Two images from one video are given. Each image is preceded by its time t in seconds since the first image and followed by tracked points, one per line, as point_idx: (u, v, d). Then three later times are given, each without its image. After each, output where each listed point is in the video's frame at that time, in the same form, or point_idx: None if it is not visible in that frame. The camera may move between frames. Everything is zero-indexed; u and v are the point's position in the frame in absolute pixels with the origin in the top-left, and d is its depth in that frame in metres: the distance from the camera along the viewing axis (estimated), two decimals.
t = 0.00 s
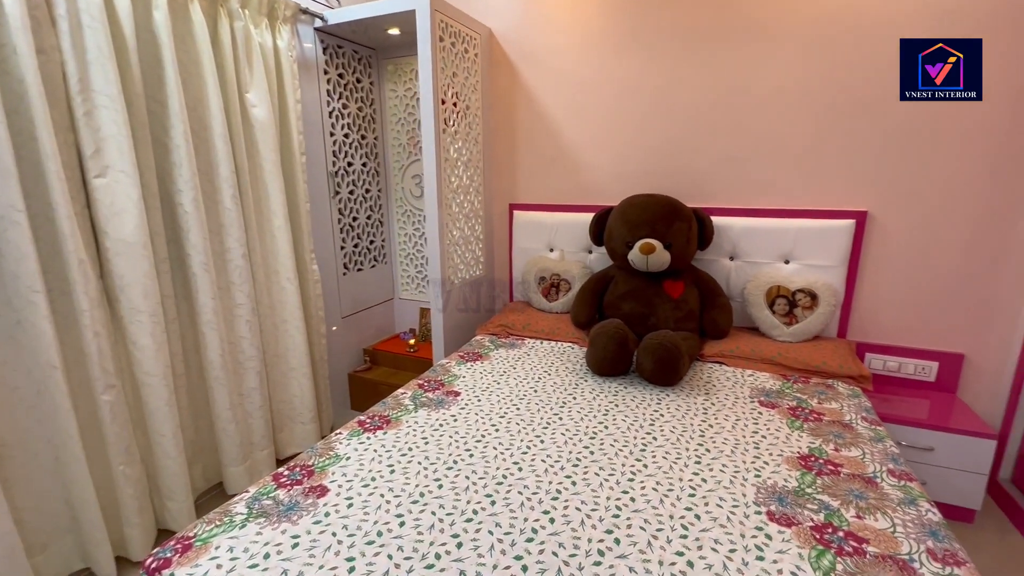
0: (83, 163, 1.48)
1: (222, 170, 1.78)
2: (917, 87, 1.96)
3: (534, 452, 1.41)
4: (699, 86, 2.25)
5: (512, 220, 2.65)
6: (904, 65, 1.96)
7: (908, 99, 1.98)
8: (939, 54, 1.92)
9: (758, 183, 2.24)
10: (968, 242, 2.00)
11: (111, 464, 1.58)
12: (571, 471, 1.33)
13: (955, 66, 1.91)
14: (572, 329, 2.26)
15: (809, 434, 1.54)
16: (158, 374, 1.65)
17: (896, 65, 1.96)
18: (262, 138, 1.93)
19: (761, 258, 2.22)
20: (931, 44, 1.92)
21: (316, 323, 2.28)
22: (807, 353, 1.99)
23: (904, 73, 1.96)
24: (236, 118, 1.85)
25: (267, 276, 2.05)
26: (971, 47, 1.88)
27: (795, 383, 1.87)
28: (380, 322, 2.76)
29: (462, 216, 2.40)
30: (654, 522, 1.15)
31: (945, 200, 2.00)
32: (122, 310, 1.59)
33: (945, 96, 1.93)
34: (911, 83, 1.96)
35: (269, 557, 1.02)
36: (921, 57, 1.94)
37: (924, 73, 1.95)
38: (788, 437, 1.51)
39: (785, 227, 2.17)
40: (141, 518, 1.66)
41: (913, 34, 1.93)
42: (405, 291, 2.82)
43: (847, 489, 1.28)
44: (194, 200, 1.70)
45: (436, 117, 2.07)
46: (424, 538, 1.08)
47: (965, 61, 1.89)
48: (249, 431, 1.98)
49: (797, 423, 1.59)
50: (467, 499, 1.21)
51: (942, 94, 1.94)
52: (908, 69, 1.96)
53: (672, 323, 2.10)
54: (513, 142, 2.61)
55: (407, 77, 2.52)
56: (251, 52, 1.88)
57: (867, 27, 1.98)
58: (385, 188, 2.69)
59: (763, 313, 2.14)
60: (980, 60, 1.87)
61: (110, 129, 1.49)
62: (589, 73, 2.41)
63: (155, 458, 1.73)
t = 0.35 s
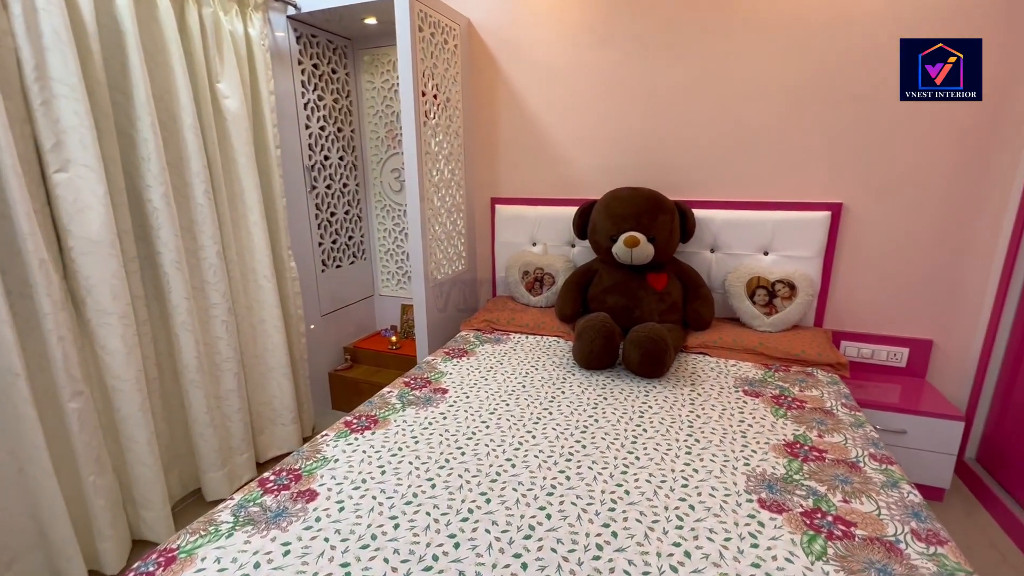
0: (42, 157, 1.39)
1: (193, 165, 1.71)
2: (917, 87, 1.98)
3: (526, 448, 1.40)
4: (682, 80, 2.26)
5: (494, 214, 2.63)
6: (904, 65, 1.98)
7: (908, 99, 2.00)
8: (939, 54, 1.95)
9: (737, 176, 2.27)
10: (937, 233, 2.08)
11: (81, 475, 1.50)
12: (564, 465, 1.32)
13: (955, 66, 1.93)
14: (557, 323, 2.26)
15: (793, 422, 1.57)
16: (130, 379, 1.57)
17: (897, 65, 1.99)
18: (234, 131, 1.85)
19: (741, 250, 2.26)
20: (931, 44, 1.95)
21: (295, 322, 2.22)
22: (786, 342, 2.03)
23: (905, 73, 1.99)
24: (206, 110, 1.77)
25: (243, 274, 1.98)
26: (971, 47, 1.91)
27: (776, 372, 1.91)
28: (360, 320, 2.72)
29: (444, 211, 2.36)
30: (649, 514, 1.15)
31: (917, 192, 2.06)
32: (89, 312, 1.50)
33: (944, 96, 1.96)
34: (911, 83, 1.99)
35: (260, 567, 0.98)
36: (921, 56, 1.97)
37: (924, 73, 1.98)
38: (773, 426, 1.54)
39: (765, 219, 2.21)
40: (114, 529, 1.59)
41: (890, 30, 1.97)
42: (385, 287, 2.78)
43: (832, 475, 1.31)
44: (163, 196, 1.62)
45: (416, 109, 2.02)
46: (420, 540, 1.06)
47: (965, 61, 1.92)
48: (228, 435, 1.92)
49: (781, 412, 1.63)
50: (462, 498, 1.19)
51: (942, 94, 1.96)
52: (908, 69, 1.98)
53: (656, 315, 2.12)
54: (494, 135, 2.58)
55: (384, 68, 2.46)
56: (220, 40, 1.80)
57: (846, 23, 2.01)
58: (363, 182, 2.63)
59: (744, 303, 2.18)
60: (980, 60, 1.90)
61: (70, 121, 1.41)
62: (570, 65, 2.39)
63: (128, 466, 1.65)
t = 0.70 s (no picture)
0: (11, 151, 1.33)
1: (172, 160, 1.65)
2: (917, 87, 2.01)
3: (523, 443, 1.39)
4: (671, 74, 2.26)
5: (482, 208, 2.61)
6: (905, 65, 2.00)
7: (908, 99, 2.03)
8: (939, 54, 1.97)
9: (724, 169, 2.29)
10: (917, 225, 2.13)
11: (59, 483, 1.44)
12: (562, 460, 1.32)
13: (956, 66, 1.96)
14: (548, 318, 2.26)
15: (784, 411, 1.59)
16: (109, 382, 1.51)
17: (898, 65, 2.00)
18: (214, 124, 1.80)
19: (728, 243, 2.28)
20: (931, 44, 1.97)
21: (280, 321, 2.17)
22: (774, 333, 2.06)
23: (905, 73, 2.01)
24: (184, 102, 1.71)
25: (226, 272, 1.92)
26: (971, 47, 1.93)
27: (765, 362, 1.93)
28: (346, 317, 2.69)
29: (431, 206, 2.33)
30: (649, 506, 1.15)
31: (898, 184, 2.11)
32: (65, 314, 1.44)
33: (945, 96, 1.99)
34: (911, 83, 2.01)
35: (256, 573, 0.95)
36: (921, 57, 1.99)
37: (924, 73, 2.00)
38: (765, 415, 1.56)
39: (751, 212, 2.23)
40: (96, 538, 1.53)
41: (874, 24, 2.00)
42: (372, 284, 2.75)
43: (825, 462, 1.32)
44: (141, 192, 1.56)
45: (402, 102, 1.99)
46: (420, 540, 1.04)
47: (965, 61, 1.95)
48: (213, 437, 1.87)
49: (772, 401, 1.65)
50: (461, 495, 1.17)
51: (942, 94, 1.99)
52: (908, 69, 2.00)
53: (646, 308, 2.13)
54: (481, 129, 2.56)
55: (367, 61, 2.42)
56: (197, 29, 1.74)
57: (832, 18, 2.03)
58: (347, 178, 2.59)
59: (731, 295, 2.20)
60: (980, 60, 1.93)
61: (40, 114, 1.34)
62: (557, 58, 2.38)
63: (109, 472, 1.60)
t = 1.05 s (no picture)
0: None
1: (151, 154, 1.59)
2: (917, 87, 2.03)
3: (517, 439, 1.38)
4: (660, 68, 2.26)
5: (469, 203, 2.59)
6: (905, 65, 2.02)
7: (908, 99, 2.05)
8: (939, 54, 2.00)
9: (711, 163, 2.31)
10: (898, 218, 2.17)
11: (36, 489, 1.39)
12: (557, 455, 1.32)
13: (955, 66, 1.99)
14: (537, 313, 2.25)
15: (773, 402, 1.61)
16: (89, 384, 1.46)
17: (899, 65, 2.02)
18: (194, 117, 1.74)
19: (715, 237, 2.30)
20: (931, 44, 1.99)
21: (265, 319, 2.12)
22: (761, 326, 2.08)
23: (905, 73, 2.03)
24: (162, 94, 1.65)
25: (209, 269, 1.88)
26: (971, 47, 1.96)
27: (753, 354, 1.95)
28: (332, 315, 2.67)
29: (419, 201, 2.30)
30: (645, 498, 1.16)
31: (881, 178, 2.15)
32: (40, 314, 1.39)
33: (944, 96, 2.02)
34: (911, 83, 2.03)
35: None
36: (920, 56, 2.01)
37: (924, 73, 2.02)
38: (755, 407, 1.58)
39: (737, 206, 2.25)
40: (76, 545, 1.49)
41: (861, 20, 2.02)
42: (358, 281, 2.73)
43: (815, 451, 1.34)
44: (119, 187, 1.50)
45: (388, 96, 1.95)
46: (416, 538, 1.03)
47: (965, 60, 1.98)
48: (197, 439, 1.83)
49: (761, 393, 1.67)
50: (456, 493, 1.16)
51: (942, 94, 2.02)
52: (908, 69, 2.02)
53: (635, 302, 2.14)
54: (468, 124, 2.53)
55: (350, 53, 2.38)
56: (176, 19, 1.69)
57: (820, 13, 2.05)
58: (332, 173, 2.56)
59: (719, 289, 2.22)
60: (980, 60, 1.95)
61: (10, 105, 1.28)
62: (544, 52, 2.36)
63: (89, 476, 1.55)
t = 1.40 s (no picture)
0: None
1: (134, 150, 1.56)
2: (917, 87, 2.05)
3: (511, 436, 1.38)
4: (652, 66, 2.27)
5: (460, 201, 2.58)
6: (905, 65, 2.04)
7: (908, 98, 2.07)
8: (939, 54, 2.01)
9: (700, 160, 2.32)
10: (883, 215, 2.21)
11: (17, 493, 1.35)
12: (552, 451, 1.32)
13: (955, 66, 2.00)
14: (528, 310, 2.25)
15: (764, 397, 1.62)
16: (72, 385, 1.43)
17: (898, 65, 2.04)
18: (178, 112, 1.71)
19: (704, 234, 2.32)
20: (931, 44, 2.01)
21: (253, 318, 2.09)
22: (750, 322, 2.11)
23: (905, 73, 2.05)
24: (146, 88, 1.61)
25: (195, 268, 1.85)
26: (971, 46, 1.96)
27: (743, 350, 1.97)
28: (320, 313, 2.65)
29: (409, 198, 2.28)
30: (640, 493, 1.16)
31: (866, 176, 2.18)
32: (19, 314, 1.35)
33: (944, 96, 2.03)
34: (911, 83, 2.05)
35: None
36: (921, 56, 2.03)
37: (924, 73, 2.04)
38: (746, 402, 1.59)
39: (726, 203, 2.27)
40: (59, 550, 1.45)
41: (849, 19, 2.04)
42: (347, 279, 2.71)
43: (806, 444, 1.36)
44: (101, 183, 1.47)
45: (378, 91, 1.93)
46: (413, 537, 1.02)
47: (965, 60, 1.98)
48: (184, 440, 1.80)
49: (751, 387, 1.68)
50: (452, 491, 1.16)
51: (943, 94, 2.03)
52: (909, 69, 2.04)
53: (627, 299, 2.14)
54: (458, 120, 2.52)
55: (338, 49, 2.36)
56: (159, 10, 1.65)
57: (810, 12, 2.07)
58: (320, 169, 2.54)
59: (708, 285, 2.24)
60: (980, 60, 1.95)
61: None
62: (534, 48, 2.36)
63: (72, 480, 1.51)
